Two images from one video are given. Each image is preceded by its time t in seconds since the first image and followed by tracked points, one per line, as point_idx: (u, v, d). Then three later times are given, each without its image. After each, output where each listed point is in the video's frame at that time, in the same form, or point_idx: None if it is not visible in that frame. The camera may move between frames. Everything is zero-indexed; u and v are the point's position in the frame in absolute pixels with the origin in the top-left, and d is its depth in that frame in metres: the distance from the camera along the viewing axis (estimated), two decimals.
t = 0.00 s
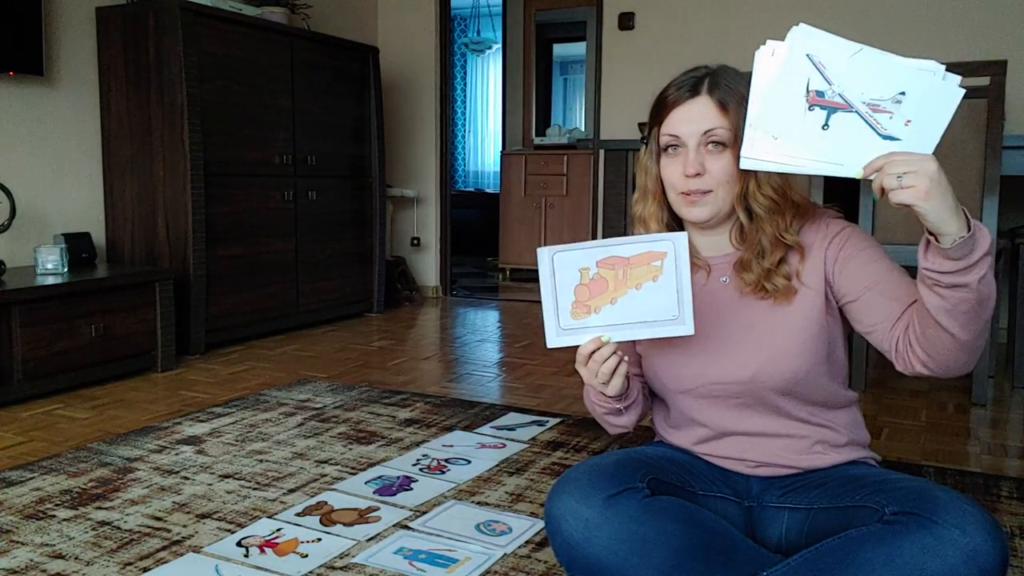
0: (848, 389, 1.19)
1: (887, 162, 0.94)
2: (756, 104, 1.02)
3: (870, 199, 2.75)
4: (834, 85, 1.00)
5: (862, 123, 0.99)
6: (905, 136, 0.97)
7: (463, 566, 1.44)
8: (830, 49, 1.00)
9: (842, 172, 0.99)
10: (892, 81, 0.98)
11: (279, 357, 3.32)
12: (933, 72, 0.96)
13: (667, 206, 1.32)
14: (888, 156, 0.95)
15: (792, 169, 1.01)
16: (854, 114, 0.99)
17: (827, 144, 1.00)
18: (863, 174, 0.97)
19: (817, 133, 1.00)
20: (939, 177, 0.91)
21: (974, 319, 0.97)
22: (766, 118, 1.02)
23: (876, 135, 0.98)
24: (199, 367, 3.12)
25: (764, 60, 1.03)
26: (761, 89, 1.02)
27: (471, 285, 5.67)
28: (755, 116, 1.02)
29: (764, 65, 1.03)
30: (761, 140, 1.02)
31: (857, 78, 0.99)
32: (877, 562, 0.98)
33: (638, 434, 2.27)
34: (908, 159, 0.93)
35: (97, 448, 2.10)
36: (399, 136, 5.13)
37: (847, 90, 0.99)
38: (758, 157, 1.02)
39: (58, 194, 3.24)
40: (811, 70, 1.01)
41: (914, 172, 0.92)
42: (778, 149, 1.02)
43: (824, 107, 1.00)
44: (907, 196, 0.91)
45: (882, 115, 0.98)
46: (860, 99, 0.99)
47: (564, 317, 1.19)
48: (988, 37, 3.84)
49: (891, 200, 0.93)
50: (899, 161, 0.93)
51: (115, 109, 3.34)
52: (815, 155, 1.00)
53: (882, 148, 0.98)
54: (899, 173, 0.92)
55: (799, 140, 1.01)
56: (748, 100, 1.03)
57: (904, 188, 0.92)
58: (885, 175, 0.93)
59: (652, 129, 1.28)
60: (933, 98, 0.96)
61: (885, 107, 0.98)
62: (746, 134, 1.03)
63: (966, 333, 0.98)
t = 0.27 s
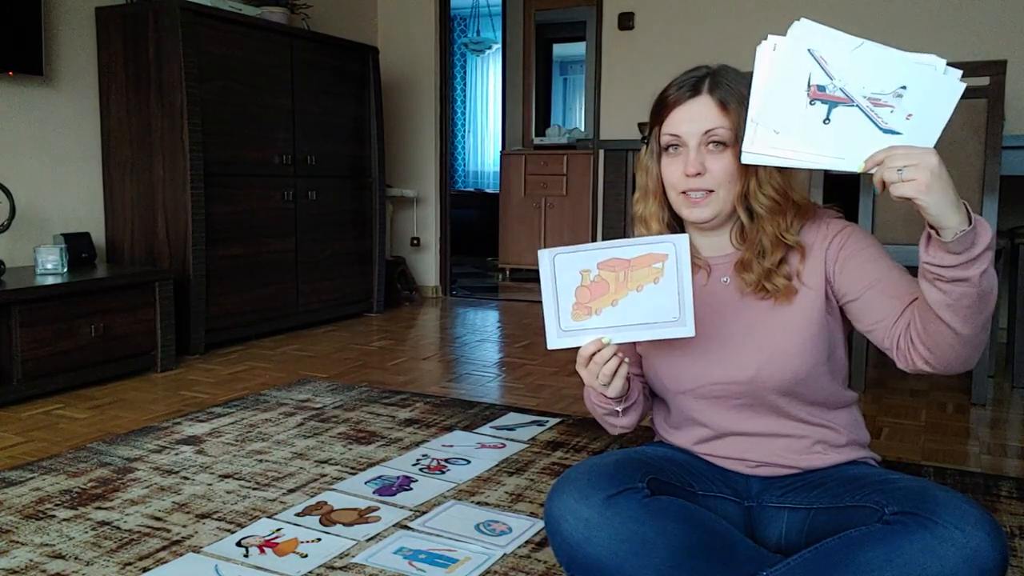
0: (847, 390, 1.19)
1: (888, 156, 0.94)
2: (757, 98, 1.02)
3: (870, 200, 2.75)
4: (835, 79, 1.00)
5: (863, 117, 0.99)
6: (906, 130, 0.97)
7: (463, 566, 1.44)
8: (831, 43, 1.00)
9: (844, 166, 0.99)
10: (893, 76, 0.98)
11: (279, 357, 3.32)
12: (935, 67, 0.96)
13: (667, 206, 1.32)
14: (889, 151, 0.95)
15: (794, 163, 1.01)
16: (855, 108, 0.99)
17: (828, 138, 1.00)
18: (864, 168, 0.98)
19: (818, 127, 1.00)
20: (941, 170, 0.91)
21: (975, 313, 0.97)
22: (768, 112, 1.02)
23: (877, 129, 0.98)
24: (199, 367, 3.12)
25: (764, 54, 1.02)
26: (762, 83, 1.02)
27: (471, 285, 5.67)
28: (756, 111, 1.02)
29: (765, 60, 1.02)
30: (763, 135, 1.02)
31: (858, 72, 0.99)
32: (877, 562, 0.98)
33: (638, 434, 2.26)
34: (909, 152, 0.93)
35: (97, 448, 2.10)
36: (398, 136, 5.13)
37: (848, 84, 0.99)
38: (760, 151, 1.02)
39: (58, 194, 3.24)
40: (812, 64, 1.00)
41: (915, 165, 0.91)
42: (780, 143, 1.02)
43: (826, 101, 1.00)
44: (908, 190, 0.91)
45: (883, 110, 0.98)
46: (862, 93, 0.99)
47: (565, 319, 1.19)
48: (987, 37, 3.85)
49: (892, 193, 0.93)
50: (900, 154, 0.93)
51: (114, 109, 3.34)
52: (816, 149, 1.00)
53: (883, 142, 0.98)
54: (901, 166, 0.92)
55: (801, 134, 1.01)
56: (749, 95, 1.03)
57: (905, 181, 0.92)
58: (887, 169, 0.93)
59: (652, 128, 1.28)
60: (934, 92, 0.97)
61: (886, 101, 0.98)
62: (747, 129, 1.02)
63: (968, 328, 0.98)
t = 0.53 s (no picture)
0: (847, 390, 1.19)
1: (886, 158, 0.94)
2: (755, 101, 1.02)
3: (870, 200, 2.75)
4: (832, 81, 1.00)
5: (861, 119, 0.99)
6: (904, 132, 0.98)
7: (463, 566, 1.44)
8: (827, 45, 1.01)
9: (842, 168, 0.99)
10: (890, 77, 0.98)
11: (279, 357, 3.32)
12: (932, 69, 0.97)
13: (667, 206, 1.32)
14: (887, 152, 0.95)
15: (793, 165, 1.01)
16: (853, 110, 0.99)
17: (827, 140, 1.00)
18: (862, 170, 0.98)
19: (817, 129, 1.00)
20: (939, 170, 0.91)
21: (975, 314, 0.97)
22: (766, 116, 1.02)
23: (876, 130, 0.99)
24: (199, 367, 3.12)
25: (761, 57, 1.03)
26: (760, 85, 1.02)
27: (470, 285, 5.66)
28: (754, 114, 1.02)
29: (762, 63, 1.03)
30: (762, 138, 1.02)
31: (855, 74, 0.99)
32: (877, 562, 0.98)
33: (638, 434, 2.26)
34: (907, 154, 0.93)
35: (96, 448, 2.10)
36: (398, 136, 5.13)
37: (845, 86, 1.00)
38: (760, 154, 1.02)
39: (58, 194, 3.24)
40: (809, 67, 1.01)
41: (913, 166, 0.92)
42: (779, 145, 1.02)
43: (824, 103, 1.00)
44: (907, 190, 0.91)
45: (881, 111, 0.99)
46: (859, 95, 0.99)
47: (564, 320, 1.19)
48: (988, 37, 3.84)
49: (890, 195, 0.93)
50: (898, 156, 0.94)
51: (114, 109, 3.34)
52: (815, 151, 1.00)
53: (881, 144, 0.99)
54: (899, 167, 0.92)
55: (800, 137, 1.01)
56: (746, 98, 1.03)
57: (905, 182, 0.92)
58: (886, 170, 0.94)
59: (653, 128, 1.28)
60: (930, 94, 0.98)
61: (884, 103, 0.98)
62: (746, 132, 1.02)
63: (967, 330, 0.98)
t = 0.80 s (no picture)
0: (848, 390, 1.19)
1: (887, 164, 0.94)
2: (755, 106, 1.02)
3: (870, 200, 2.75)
4: (833, 87, 0.99)
5: (862, 124, 0.98)
6: (905, 138, 0.97)
7: (463, 566, 1.44)
8: (828, 49, 1.00)
9: (843, 175, 0.99)
10: (892, 83, 0.97)
11: (279, 357, 3.32)
12: (934, 74, 0.96)
13: (669, 206, 1.32)
14: (888, 158, 0.95)
15: (793, 172, 1.01)
16: (854, 116, 0.98)
17: (827, 146, 1.00)
18: (863, 176, 0.98)
19: (817, 135, 1.00)
20: (939, 178, 0.92)
21: (973, 321, 0.97)
22: (767, 121, 1.02)
23: (877, 136, 0.98)
24: (199, 367, 3.12)
25: (762, 61, 1.02)
26: (760, 90, 1.02)
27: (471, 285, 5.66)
28: (754, 120, 1.02)
29: (763, 68, 1.02)
30: (762, 143, 1.02)
31: (857, 79, 0.98)
32: (877, 562, 0.98)
33: (638, 434, 2.26)
34: (908, 161, 0.93)
35: (96, 448, 2.10)
36: (398, 136, 5.13)
37: (846, 91, 0.99)
38: (760, 159, 1.02)
39: (58, 195, 3.24)
40: (810, 72, 1.00)
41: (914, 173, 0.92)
42: (779, 151, 1.02)
43: (824, 109, 1.00)
44: (908, 197, 0.92)
45: (882, 117, 0.98)
46: (860, 100, 0.98)
47: (564, 320, 1.19)
48: (988, 36, 3.84)
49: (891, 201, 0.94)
50: (899, 162, 0.94)
51: (114, 109, 3.34)
52: (815, 158, 1.00)
53: (882, 150, 0.98)
54: (899, 175, 0.93)
55: (800, 143, 1.01)
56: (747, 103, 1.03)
57: (905, 189, 0.92)
58: (886, 177, 0.94)
59: (655, 128, 1.28)
60: (931, 100, 0.96)
61: (884, 108, 0.98)
62: (747, 137, 1.02)
63: (967, 336, 0.98)
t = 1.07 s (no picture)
0: (847, 390, 1.19)
1: (881, 309, 0.97)
2: (752, 244, 1.06)
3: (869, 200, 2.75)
4: (830, 228, 1.03)
5: (857, 266, 1.01)
6: (900, 283, 0.99)
7: (463, 566, 1.44)
8: (826, 193, 1.04)
9: (837, 311, 1.01)
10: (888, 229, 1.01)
11: (280, 357, 3.33)
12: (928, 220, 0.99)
13: (670, 206, 1.32)
14: (883, 302, 0.98)
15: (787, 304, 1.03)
16: (849, 259, 1.01)
17: (823, 283, 1.02)
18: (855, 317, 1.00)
19: (813, 273, 1.03)
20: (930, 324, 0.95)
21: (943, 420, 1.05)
22: (764, 256, 1.05)
23: (872, 278, 1.00)
24: (199, 367, 3.12)
25: (759, 200, 1.07)
26: (757, 225, 1.06)
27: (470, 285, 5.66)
28: (750, 252, 1.06)
29: (760, 205, 1.07)
30: (757, 277, 1.04)
31: (852, 222, 1.02)
32: (877, 561, 0.98)
33: (638, 434, 2.26)
34: (902, 309, 0.96)
35: (96, 448, 2.10)
36: (398, 136, 5.13)
37: (842, 234, 1.03)
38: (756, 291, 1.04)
39: (58, 195, 3.24)
40: (808, 213, 1.05)
41: (907, 327, 0.95)
42: (776, 286, 1.04)
43: (822, 249, 1.03)
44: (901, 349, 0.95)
45: (877, 261, 1.00)
46: (856, 244, 1.01)
47: (565, 314, 1.19)
48: (988, 36, 3.85)
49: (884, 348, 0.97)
50: (893, 310, 0.96)
51: (114, 109, 3.34)
52: (811, 294, 1.02)
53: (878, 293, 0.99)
54: (893, 326, 0.96)
55: (796, 278, 1.03)
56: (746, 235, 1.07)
57: (898, 341, 0.96)
58: (880, 324, 0.97)
59: (657, 127, 1.28)
60: (926, 247, 0.99)
61: (880, 253, 1.00)
62: (743, 267, 1.05)
63: (933, 428, 1.07)
